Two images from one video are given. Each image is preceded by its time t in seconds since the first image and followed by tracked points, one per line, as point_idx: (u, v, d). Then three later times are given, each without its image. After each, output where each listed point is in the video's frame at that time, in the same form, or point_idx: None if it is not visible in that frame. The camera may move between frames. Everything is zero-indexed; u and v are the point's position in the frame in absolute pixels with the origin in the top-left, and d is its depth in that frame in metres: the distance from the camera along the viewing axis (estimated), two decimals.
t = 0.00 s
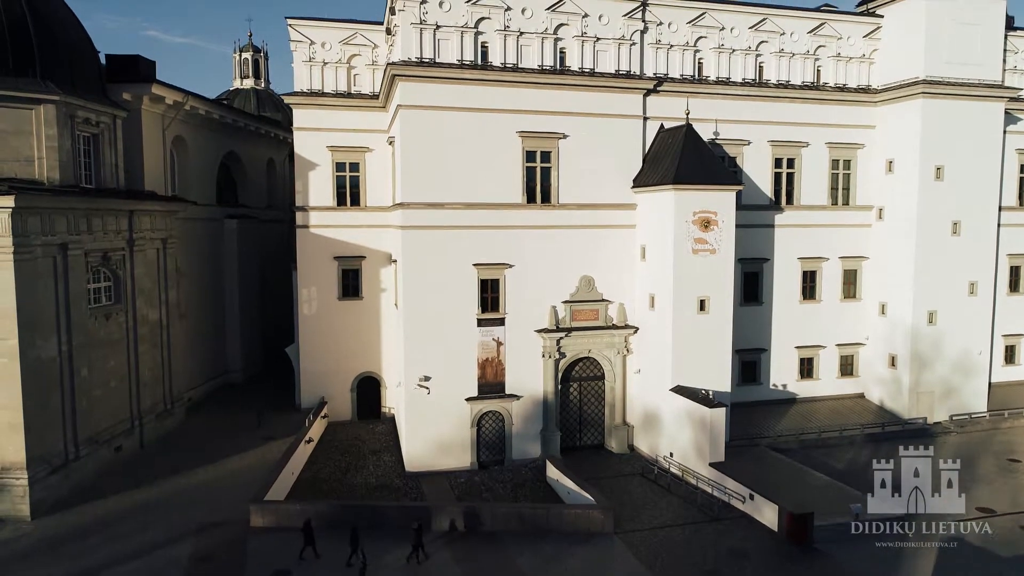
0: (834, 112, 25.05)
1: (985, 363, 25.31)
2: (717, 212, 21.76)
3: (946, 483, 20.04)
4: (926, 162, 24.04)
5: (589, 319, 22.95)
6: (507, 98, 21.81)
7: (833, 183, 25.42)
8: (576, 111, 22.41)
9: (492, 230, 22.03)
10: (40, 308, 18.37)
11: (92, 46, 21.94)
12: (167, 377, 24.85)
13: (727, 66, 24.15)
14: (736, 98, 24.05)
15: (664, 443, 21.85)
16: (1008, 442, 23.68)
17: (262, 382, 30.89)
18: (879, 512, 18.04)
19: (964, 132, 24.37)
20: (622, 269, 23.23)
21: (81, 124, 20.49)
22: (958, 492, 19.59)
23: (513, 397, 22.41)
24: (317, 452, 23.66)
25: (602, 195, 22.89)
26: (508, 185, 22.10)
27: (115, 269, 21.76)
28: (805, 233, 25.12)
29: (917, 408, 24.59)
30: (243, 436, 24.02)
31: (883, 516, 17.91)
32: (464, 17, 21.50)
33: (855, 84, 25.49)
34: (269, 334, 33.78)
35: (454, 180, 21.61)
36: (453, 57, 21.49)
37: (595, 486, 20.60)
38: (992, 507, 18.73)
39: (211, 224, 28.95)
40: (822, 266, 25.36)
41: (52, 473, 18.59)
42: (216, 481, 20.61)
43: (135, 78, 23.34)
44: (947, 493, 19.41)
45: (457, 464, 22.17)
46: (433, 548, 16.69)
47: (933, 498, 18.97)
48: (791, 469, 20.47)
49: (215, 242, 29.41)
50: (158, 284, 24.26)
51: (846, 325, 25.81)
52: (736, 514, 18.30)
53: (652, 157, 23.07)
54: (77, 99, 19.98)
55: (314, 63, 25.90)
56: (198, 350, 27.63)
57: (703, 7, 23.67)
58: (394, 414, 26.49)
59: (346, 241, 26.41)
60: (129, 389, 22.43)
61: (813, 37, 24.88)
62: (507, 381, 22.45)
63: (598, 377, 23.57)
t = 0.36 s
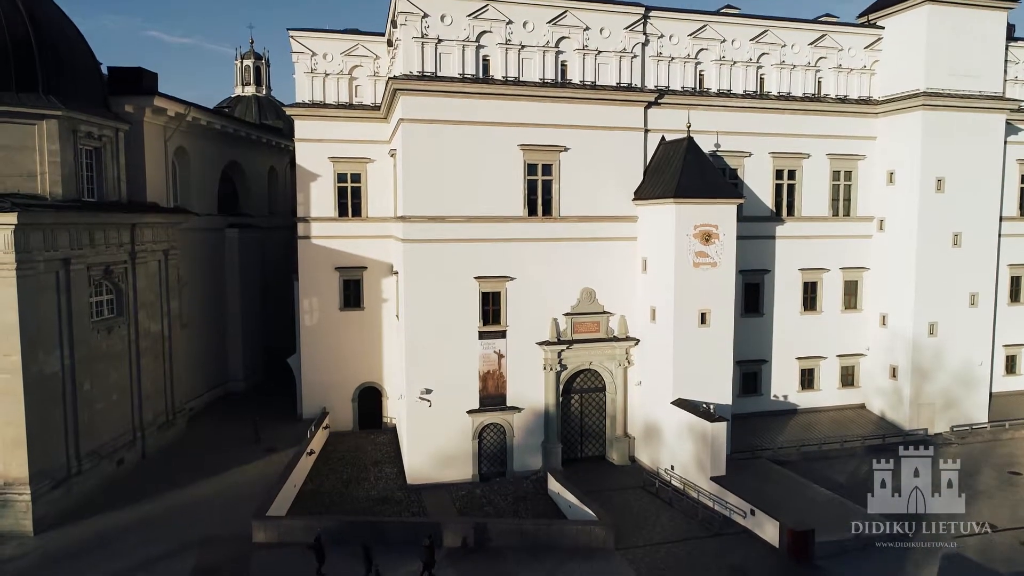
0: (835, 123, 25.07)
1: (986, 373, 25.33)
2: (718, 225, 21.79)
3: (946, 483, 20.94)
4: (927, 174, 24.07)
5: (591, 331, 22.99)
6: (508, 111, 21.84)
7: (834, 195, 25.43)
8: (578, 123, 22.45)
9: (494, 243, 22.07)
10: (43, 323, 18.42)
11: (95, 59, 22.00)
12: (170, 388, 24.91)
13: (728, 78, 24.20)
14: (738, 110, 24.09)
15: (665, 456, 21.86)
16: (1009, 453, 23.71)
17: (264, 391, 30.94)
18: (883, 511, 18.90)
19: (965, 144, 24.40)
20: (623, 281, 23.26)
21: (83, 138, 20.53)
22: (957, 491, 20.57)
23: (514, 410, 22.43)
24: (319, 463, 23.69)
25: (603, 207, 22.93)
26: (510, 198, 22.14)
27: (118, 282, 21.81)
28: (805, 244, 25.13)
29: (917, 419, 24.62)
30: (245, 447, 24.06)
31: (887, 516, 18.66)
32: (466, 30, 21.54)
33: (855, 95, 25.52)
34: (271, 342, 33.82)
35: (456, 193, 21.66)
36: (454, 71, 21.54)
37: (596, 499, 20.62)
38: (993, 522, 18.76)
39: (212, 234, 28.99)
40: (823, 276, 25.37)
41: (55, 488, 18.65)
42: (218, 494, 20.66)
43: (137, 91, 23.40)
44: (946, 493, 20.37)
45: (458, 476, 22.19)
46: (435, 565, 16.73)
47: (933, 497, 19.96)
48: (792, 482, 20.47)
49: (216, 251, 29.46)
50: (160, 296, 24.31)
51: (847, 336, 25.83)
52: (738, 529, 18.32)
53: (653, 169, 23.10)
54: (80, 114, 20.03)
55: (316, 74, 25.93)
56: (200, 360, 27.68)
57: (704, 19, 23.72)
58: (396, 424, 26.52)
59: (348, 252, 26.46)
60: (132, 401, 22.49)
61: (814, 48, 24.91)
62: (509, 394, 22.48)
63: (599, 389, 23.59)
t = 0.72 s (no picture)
0: (837, 135, 25.09)
1: (988, 385, 25.35)
2: (720, 239, 21.82)
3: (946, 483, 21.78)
4: (928, 186, 24.10)
5: (592, 343, 23.04)
6: (510, 124, 21.88)
7: (835, 206, 25.46)
8: (580, 136, 22.48)
9: (496, 256, 22.12)
10: (46, 338, 18.48)
11: (97, 73, 22.02)
12: (172, 399, 24.97)
13: (729, 91, 24.24)
14: (740, 122, 24.12)
15: (667, 468, 21.90)
16: (1011, 465, 23.75)
17: (266, 400, 30.99)
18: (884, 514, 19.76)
19: (967, 156, 24.44)
20: (626, 294, 23.31)
21: (86, 153, 20.58)
22: (955, 491, 21.48)
23: (516, 423, 22.47)
24: (321, 475, 23.73)
25: (605, 220, 22.97)
26: (512, 211, 22.18)
27: (120, 295, 21.87)
28: (807, 256, 25.16)
29: (919, 431, 24.66)
30: (247, 459, 24.10)
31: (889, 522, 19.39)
32: (468, 44, 21.59)
33: (857, 107, 25.54)
34: (273, 351, 33.88)
35: (459, 207, 21.71)
36: (456, 84, 21.59)
37: (598, 513, 20.67)
38: (994, 537, 18.81)
39: (214, 244, 29.06)
40: (824, 288, 25.39)
41: (58, 503, 18.71)
42: (221, 507, 20.71)
43: (139, 103, 23.43)
44: (946, 493, 21.25)
45: (461, 489, 22.24)
46: None
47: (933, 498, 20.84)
48: (794, 496, 20.52)
49: (219, 261, 29.52)
50: (163, 308, 24.38)
51: (849, 347, 25.85)
52: (739, 545, 18.38)
53: (655, 182, 23.14)
54: (83, 128, 20.07)
55: (318, 86, 25.98)
56: (202, 370, 27.72)
57: (706, 32, 23.76)
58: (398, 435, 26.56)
59: (350, 263, 26.51)
60: (134, 414, 22.55)
61: (816, 60, 24.94)
62: (511, 406, 22.51)
63: (601, 401, 23.63)
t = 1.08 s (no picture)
0: (838, 148, 25.12)
1: (989, 397, 25.40)
2: (721, 253, 21.86)
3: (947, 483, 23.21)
4: (929, 199, 24.14)
5: (593, 356, 23.09)
6: (511, 139, 21.94)
7: (836, 218, 25.48)
8: (581, 150, 22.52)
9: (498, 270, 22.17)
10: (49, 355, 18.54)
11: (99, 87, 22.06)
12: (174, 411, 25.03)
13: (730, 104, 24.28)
14: (741, 135, 24.14)
15: (668, 482, 21.93)
16: (1012, 479, 23.80)
17: (268, 410, 31.05)
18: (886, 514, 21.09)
19: (968, 168, 24.48)
20: (627, 307, 23.35)
21: (89, 168, 20.64)
22: (957, 492, 22.80)
23: (518, 436, 22.51)
24: (323, 488, 23.79)
25: (607, 233, 23.02)
26: (513, 225, 22.23)
27: (123, 309, 21.92)
28: (808, 268, 25.20)
29: (920, 443, 24.72)
30: (249, 472, 24.15)
31: (890, 522, 20.65)
32: (469, 59, 21.64)
33: (858, 119, 25.58)
34: (274, 359, 33.93)
35: (460, 222, 21.76)
36: (458, 99, 21.64)
37: (600, 527, 20.72)
38: (995, 554, 18.86)
39: (217, 255, 29.13)
40: (826, 300, 25.42)
41: (61, 519, 18.79)
42: (223, 521, 20.76)
43: (141, 116, 23.47)
44: (947, 493, 22.63)
45: (462, 502, 22.30)
46: None
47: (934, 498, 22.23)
48: (794, 511, 20.58)
49: (221, 272, 29.60)
50: (165, 320, 24.45)
51: (849, 359, 25.89)
52: (740, 561, 18.43)
53: (656, 195, 23.16)
54: (86, 143, 20.12)
55: (319, 98, 26.03)
56: (204, 381, 27.78)
57: (707, 46, 23.81)
58: (400, 446, 26.62)
59: (352, 274, 26.57)
60: (137, 427, 22.61)
61: (817, 73, 24.98)
62: (512, 420, 22.55)
63: (602, 414, 23.67)
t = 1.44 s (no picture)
0: (838, 161, 25.14)
1: (990, 409, 25.45)
2: (722, 268, 21.89)
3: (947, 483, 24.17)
4: (929, 213, 24.18)
5: (594, 370, 23.14)
6: (512, 154, 21.99)
7: (837, 231, 25.50)
8: (582, 165, 22.57)
9: (499, 285, 22.22)
10: (52, 372, 18.58)
11: (102, 102, 22.12)
12: (176, 423, 25.09)
13: (731, 118, 24.31)
14: (742, 149, 24.16)
15: (669, 496, 21.97)
16: (1012, 492, 23.83)
17: (269, 420, 31.11)
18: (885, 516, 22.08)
19: (969, 182, 24.51)
20: (628, 321, 23.39)
21: (91, 184, 20.69)
22: (957, 492, 23.71)
23: (519, 450, 22.56)
24: (325, 501, 23.85)
25: (608, 248, 23.07)
26: (514, 240, 22.28)
27: (125, 324, 21.97)
28: (808, 281, 25.23)
29: (920, 456, 24.76)
30: (251, 484, 24.20)
31: (892, 523, 21.70)
32: (471, 75, 21.70)
33: (858, 132, 25.61)
34: (276, 369, 33.96)
35: (461, 237, 21.81)
36: (459, 115, 21.70)
37: (601, 543, 20.76)
38: (995, 571, 18.90)
39: (218, 266, 29.19)
40: (826, 312, 25.45)
41: (64, 535, 18.85)
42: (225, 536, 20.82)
43: (144, 130, 23.54)
44: (947, 493, 23.62)
45: (464, 516, 22.34)
46: None
47: (933, 498, 23.18)
48: (795, 526, 20.64)
49: (223, 283, 29.66)
50: (167, 333, 24.50)
51: (850, 372, 25.92)
52: None
53: (657, 210, 23.19)
54: (88, 161, 20.15)
55: (321, 111, 26.09)
56: (206, 393, 27.83)
57: (708, 60, 23.85)
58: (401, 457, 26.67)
59: (353, 287, 26.62)
60: (139, 441, 22.67)
61: (817, 86, 25.03)
62: (513, 434, 22.60)
63: (602, 427, 23.70)
